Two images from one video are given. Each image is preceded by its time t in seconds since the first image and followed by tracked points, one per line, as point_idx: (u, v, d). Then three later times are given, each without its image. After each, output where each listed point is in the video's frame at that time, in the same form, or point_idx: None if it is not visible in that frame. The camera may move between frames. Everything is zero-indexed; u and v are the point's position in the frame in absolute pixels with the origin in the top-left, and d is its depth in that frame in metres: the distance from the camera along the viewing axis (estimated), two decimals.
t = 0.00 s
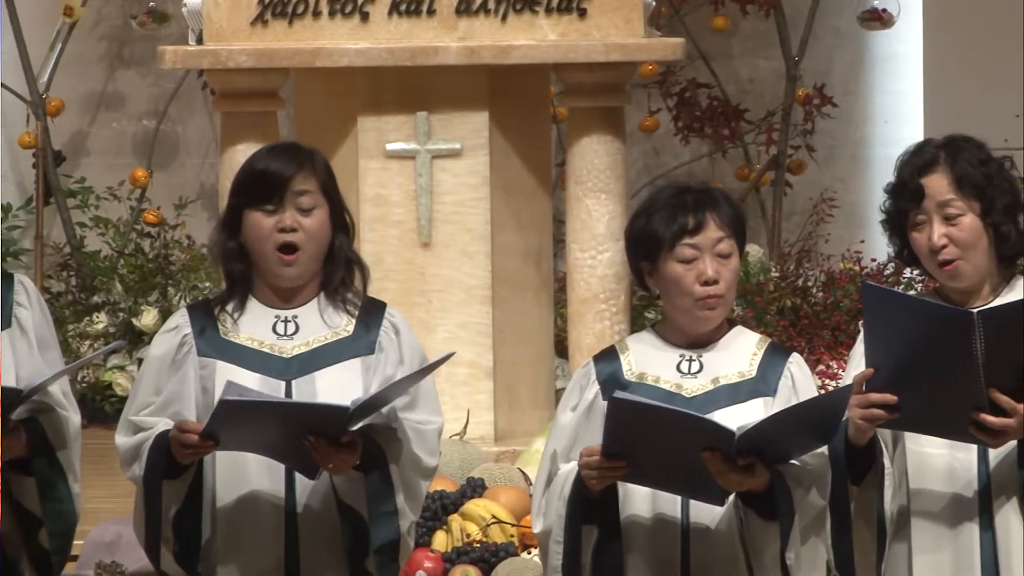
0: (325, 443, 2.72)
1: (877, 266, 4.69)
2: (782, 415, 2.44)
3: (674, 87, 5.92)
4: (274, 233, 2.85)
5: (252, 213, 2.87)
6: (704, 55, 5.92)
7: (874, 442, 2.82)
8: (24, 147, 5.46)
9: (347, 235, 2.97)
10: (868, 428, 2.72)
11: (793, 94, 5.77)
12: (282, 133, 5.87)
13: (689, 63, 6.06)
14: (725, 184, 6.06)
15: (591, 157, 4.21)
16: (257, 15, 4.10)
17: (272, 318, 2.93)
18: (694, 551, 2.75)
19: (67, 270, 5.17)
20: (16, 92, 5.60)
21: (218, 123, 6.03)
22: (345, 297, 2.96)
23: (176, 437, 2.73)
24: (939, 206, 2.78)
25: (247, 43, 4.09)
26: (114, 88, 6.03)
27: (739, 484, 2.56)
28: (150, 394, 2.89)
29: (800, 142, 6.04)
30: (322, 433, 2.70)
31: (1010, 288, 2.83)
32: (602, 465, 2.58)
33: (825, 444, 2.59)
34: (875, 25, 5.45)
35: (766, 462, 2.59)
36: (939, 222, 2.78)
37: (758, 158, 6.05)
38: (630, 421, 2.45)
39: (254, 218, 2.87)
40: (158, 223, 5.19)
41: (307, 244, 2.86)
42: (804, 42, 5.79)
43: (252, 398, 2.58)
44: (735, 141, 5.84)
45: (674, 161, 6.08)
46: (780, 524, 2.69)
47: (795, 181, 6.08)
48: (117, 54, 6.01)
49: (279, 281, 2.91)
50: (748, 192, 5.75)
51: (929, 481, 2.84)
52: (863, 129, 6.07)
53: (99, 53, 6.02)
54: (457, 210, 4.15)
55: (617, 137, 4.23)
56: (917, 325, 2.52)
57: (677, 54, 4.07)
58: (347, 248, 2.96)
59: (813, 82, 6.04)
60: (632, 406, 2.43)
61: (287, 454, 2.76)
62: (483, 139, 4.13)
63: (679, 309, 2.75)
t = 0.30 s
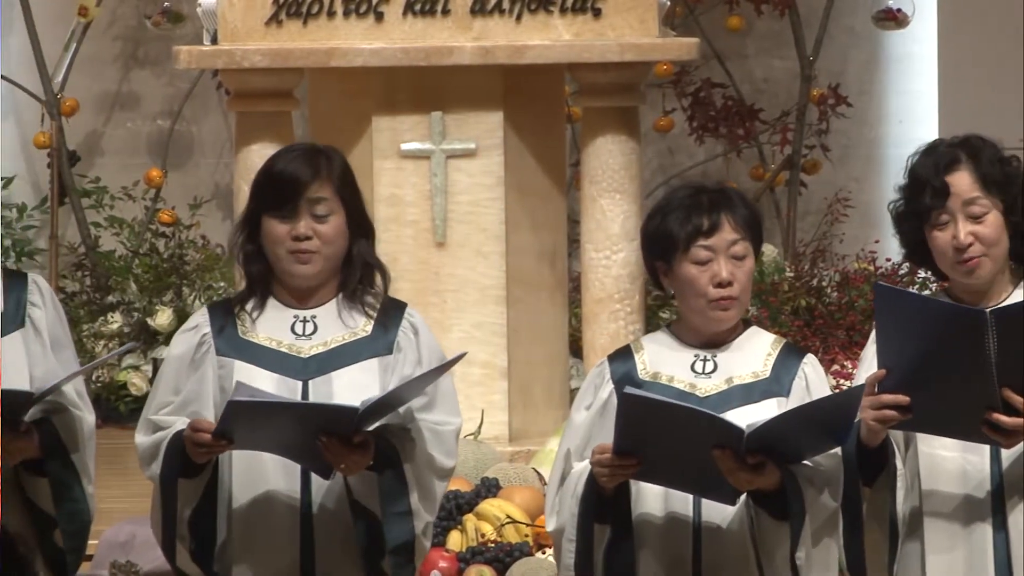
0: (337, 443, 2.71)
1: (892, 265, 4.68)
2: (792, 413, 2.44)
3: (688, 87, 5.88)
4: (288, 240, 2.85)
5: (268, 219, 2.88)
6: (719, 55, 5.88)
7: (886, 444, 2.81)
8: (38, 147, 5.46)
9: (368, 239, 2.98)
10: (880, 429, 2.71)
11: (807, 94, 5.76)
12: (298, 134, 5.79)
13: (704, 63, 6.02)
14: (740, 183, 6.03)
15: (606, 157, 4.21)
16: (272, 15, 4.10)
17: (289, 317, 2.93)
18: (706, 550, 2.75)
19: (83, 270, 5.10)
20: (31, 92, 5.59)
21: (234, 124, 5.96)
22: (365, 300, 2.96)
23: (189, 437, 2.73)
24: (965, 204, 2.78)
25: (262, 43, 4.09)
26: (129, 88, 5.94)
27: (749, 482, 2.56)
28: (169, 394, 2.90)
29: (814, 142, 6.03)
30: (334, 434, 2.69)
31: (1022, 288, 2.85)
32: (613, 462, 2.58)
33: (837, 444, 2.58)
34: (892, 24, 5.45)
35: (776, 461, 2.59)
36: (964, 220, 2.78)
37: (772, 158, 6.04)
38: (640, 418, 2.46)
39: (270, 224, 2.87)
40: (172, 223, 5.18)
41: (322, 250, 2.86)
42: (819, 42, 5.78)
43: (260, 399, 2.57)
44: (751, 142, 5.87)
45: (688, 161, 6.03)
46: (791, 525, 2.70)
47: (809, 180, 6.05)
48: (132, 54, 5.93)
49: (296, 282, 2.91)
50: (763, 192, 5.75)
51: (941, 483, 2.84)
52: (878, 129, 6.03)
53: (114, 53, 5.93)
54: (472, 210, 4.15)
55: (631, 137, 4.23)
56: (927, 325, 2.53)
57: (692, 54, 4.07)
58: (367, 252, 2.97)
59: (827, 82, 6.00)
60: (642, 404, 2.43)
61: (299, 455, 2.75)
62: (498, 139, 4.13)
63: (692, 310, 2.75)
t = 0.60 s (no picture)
0: (348, 450, 2.70)
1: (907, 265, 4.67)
2: (794, 411, 2.44)
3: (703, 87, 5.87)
4: (299, 246, 2.86)
5: (282, 225, 2.88)
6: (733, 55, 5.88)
7: (898, 444, 2.79)
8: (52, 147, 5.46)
9: (385, 241, 2.97)
10: (892, 431, 2.70)
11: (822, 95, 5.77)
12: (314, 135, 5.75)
13: (718, 62, 6.02)
14: (755, 184, 6.00)
15: (620, 156, 4.21)
16: (287, 15, 4.10)
17: (307, 317, 2.93)
18: (712, 550, 2.75)
19: (97, 270, 5.10)
20: (45, 92, 5.59)
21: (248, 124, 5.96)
22: (383, 302, 2.96)
23: (202, 440, 2.74)
24: (982, 202, 2.79)
25: (277, 43, 4.09)
26: (144, 87, 5.94)
27: (754, 480, 2.56)
28: (188, 392, 2.90)
29: (830, 142, 6.02)
30: (345, 440, 2.68)
31: None
32: (620, 459, 2.60)
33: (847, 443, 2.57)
34: (906, 25, 5.45)
35: (783, 459, 2.59)
36: (981, 218, 2.78)
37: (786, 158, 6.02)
38: (644, 415, 2.47)
39: (284, 229, 2.88)
40: (187, 223, 5.18)
41: (334, 256, 2.86)
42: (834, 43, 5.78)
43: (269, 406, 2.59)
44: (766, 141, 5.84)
45: (703, 161, 6.02)
46: (799, 522, 2.70)
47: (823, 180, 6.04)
48: (146, 54, 5.93)
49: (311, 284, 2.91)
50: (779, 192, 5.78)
51: (954, 483, 2.83)
52: (892, 128, 5.99)
53: (128, 53, 5.93)
54: (487, 210, 4.15)
55: (645, 137, 4.23)
56: (932, 323, 2.53)
57: (706, 54, 4.07)
58: (382, 254, 2.96)
59: (842, 81, 5.99)
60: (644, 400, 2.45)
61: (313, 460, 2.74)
62: (512, 139, 4.13)
63: (700, 309, 2.76)
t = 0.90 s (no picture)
0: (359, 452, 2.68)
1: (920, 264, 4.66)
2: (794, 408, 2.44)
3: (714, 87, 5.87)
4: (313, 240, 2.86)
5: (296, 220, 2.90)
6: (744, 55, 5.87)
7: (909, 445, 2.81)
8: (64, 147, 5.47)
9: (398, 240, 2.97)
10: (903, 432, 2.70)
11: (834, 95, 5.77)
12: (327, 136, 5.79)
13: (730, 62, 6.02)
14: (767, 183, 6.00)
15: (632, 156, 4.21)
16: (298, 16, 4.11)
17: (321, 318, 2.93)
18: (715, 549, 2.75)
19: (109, 270, 5.09)
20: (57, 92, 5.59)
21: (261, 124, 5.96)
22: (397, 302, 2.96)
23: (213, 441, 2.73)
24: (993, 201, 2.79)
25: (290, 43, 4.09)
26: (156, 88, 5.95)
27: (755, 477, 2.55)
28: (202, 392, 2.89)
29: (842, 142, 6.01)
30: (356, 442, 2.67)
31: None
32: (620, 457, 2.60)
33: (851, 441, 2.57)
34: (919, 25, 5.46)
35: (786, 457, 2.58)
36: (992, 217, 2.78)
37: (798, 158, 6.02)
38: (645, 412, 2.48)
39: (298, 224, 2.89)
40: (199, 223, 5.19)
41: (347, 251, 2.87)
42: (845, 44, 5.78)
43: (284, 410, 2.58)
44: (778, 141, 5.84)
45: (715, 161, 6.01)
46: (800, 521, 2.69)
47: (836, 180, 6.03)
48: (158, 54, 5.93)
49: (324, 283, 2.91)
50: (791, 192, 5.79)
51: (965, 484, 2.83)
52: (903, 128, 5.98)
53: (141, 53, 5.93)
54: (498, 210, 4.15)
55: (657, 137, 4.23)
56: (935, 321, 2.53)
57: (718, 54, 4.07)
58: (395, 253, 2.96)
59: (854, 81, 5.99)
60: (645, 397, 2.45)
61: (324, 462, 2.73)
62: (524, 139, 4.14)
63: (701, 309, 2.77)
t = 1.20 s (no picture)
0: (378, 452, 2.69)
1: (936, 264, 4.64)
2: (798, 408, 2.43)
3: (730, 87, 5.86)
4: (333, 235, 2.87)
5: (316, 215, 2.91)
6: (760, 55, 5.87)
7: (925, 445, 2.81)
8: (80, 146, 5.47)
9: (416, 237, 2.98)
10: (918, 432, 2.70)
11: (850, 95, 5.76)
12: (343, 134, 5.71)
13: (745, 63, 6.02)
14: (782, 183, 6.00)
15: (647, 156, 4.21)
16: (314, 15, 4.11)
17: (339, 317, 2.93)
18: (721, 547, 2.75)
19: (124, 270, 5.09)
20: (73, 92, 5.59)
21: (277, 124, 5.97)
22: (414, 301, 2.96)
23: (233, 442, 2.73)
24: (1009, 197, 2.79)
25: (306, 43, 4.09)
26: (172, 88, 5.95)
27: (760, 477, 2.55)
28: (219, 392, 2.90)
29: (857, 142, 6.01)
30: (375, 442, 2.68)
31: None
32: (626, 455, 2.61)
33: (857, 440, 2.58)
34: (933, 24, 5.45)
35: (790, 456, 2.59)
36: (1008, 214, 2.78)
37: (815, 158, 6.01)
38: (648, 410, 2.48)
39: (318, 220, 2.90)
40: (214, 223, 5.19)
41: (367, 246, 2.87)
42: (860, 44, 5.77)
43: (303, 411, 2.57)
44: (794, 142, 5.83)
45: (730, 161, 6.01)
46: (806, 519, 2.69)
47: (852, 180, 6.02)
48: (174, 54, 5.94)
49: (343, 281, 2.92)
50: (806, 191, 5.80)
51: (981, 485, 2.82)
52: (919, 129, 5.96)
53: (156, 53, 5.94)
54: (514, 210, 4.15)
55: (673, 137, 4.23)
56: (947, 328, 2.53)
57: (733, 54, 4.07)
58: (414, 250, 2.97)
59: (870, 81, 5.99)
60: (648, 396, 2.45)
61: (343, 462, 2.74)
62: (540, 139, 4.14)
63: (708, 309, 2.78)
